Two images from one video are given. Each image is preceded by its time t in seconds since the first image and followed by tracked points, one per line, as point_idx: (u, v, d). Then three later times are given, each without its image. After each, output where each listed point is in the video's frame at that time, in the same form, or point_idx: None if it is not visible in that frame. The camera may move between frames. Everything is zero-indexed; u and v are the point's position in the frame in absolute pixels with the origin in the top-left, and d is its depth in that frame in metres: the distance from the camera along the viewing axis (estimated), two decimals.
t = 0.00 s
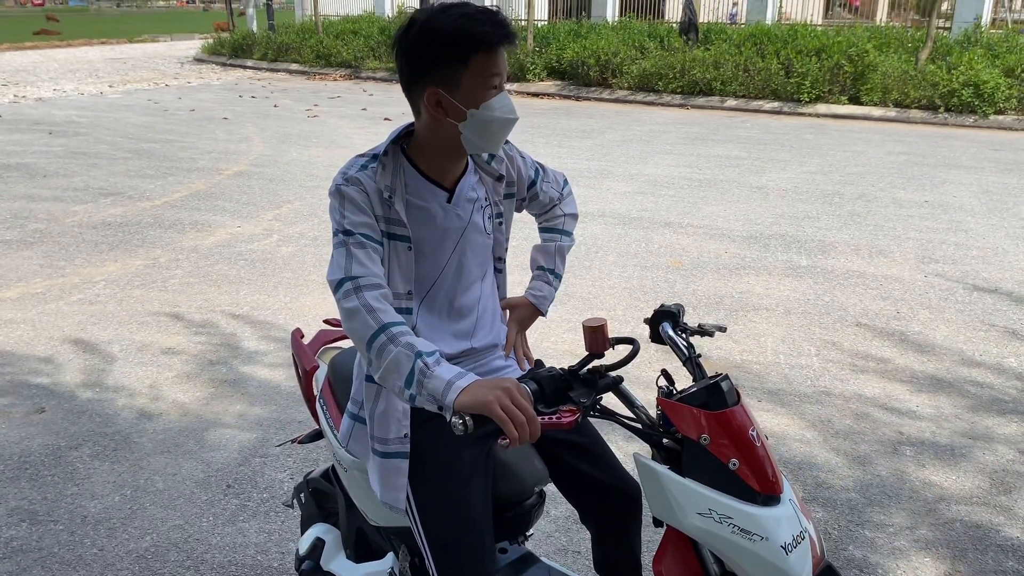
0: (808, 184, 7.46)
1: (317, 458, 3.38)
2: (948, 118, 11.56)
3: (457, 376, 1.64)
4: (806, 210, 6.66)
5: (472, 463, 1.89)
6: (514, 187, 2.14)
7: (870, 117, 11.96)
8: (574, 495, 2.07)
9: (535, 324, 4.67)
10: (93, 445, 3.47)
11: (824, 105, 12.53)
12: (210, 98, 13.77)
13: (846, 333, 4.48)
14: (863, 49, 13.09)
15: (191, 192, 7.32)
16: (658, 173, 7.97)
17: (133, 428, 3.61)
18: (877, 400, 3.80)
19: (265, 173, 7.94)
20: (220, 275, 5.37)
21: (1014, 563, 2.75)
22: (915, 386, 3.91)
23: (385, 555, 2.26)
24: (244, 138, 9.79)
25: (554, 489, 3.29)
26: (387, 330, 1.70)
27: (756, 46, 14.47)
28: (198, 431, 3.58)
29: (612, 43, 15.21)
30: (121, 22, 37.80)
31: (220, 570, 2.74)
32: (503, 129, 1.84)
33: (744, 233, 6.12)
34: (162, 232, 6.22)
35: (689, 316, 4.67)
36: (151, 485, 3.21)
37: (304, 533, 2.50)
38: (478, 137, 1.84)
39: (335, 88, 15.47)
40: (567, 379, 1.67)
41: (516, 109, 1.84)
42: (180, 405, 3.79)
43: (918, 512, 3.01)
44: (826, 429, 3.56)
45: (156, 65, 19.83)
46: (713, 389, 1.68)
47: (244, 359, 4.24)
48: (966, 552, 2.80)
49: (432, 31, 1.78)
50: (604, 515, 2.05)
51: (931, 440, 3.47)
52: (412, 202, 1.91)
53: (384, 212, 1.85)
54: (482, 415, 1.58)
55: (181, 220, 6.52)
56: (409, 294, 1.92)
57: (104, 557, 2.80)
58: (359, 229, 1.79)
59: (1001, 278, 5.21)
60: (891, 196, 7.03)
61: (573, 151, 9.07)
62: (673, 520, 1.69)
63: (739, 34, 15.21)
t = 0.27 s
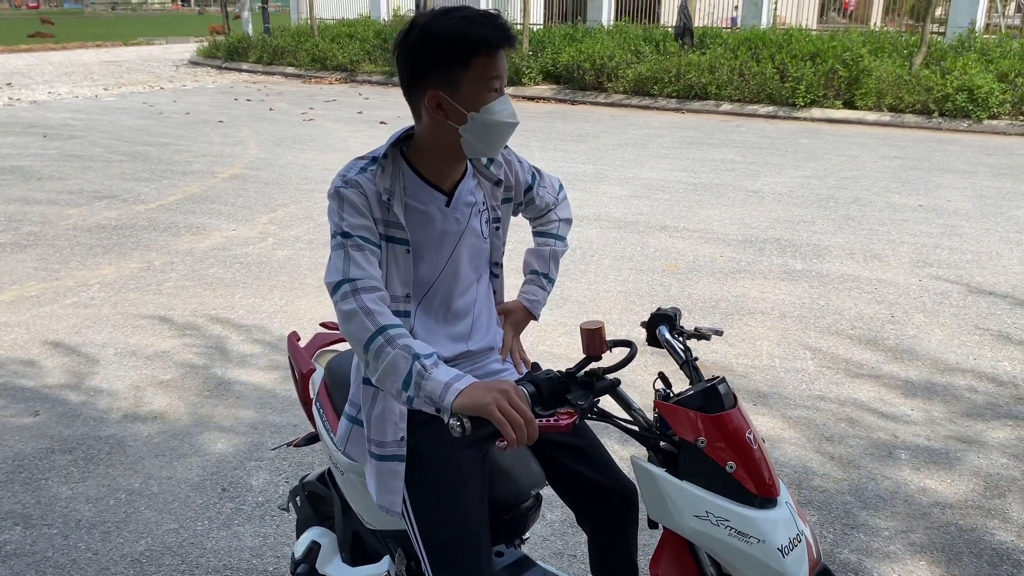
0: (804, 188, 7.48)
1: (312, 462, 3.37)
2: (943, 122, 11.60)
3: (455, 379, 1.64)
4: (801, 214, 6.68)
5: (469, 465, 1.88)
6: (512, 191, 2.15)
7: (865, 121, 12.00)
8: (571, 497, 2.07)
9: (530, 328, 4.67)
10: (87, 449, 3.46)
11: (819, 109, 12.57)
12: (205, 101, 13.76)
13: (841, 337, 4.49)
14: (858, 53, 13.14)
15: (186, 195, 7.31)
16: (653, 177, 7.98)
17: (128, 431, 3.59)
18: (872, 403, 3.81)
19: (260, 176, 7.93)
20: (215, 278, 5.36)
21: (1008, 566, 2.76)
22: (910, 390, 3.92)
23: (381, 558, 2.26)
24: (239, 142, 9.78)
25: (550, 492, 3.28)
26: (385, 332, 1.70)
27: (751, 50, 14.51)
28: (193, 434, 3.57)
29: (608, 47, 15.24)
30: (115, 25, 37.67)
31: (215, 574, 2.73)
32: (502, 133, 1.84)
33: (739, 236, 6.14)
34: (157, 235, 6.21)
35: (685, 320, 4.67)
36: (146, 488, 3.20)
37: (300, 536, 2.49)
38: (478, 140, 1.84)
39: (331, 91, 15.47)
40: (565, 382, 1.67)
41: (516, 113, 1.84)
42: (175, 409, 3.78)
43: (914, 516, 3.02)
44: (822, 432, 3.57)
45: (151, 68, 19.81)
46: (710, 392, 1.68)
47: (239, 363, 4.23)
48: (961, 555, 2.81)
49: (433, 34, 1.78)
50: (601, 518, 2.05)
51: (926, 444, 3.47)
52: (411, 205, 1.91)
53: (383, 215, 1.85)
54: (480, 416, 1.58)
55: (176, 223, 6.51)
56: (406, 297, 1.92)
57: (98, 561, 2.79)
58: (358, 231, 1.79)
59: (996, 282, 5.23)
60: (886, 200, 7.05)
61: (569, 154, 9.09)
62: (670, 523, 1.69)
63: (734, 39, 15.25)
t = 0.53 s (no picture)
0: (797, 192, 7.50)
1: (306, 465, 3.37)
2: (935, 127, 11.65)
3: (449, 382, 1.64)
4: (794, 217, 6.70)
5: (463, 468, 1.88)
6: (507, 195, 2.15)
7: (857, 125, 12.05)
8: (565, 499, 2.07)
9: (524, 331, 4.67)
10: (80, 452, 3.44)
11: (813, 113, 12.61)
12: (199, 104, 13.73)
13: (834, 340, 4.50)
14: (851, 58, 13.19)
15: (180, 198, 7.29)
16: (647, 181, 8.00)
17: (120, 435, 3.58)
18: (865, 406, 3.82)
19: (254, 179, 7.92)
20: (208, 281, 5.35)
21: (1000, 568, 2.77)
22: (902, 393, 3.94)
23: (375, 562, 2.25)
24: (233, 145, 9.77)
25: (544, 496, 3.28)
26: (380, 335, 1.70)
27: (744, 54, 14.56)
28: (186, 438, 3.56)
29: (602, 51, 15.28)
30: (109, 28, 37.56)
31: None
32: (500, 138, 1.85)
33: (733, 240, 6.15)
34: (150, 238, 6.19)
35: (678, 323, 4.68)
36: (138, 492, 3.19)
37: (293, 540, 2.48)
38: (475, 146, 1.84)
39: (325, 94, 15.46)
40: (559, 385, 1.67)
41: (513, 119, 1.85)
42: (168, 412, 3.77)
43: (907, 518, 3.03)
44: (815, 435, 3.58)
45: (145, 70, 19.77)
46: (703, 395, 1.69)
47: (232, 366, 4.22)
48: (954, 558, 2.82)
49: (432, 38, 1.78)
50: (594, 520, 2.05)
51: (919, 447, 3.49)
52: (406, 208, 1.91)
53: (378, 219, 1.85)
54: (474, 419, 1.58)
55: (169, 226, 6.49)
56: (401, 301, 1.92)
57: (90, 565, 2.78)
58: (353, 234, 1.79)
59: (988, 286, 5.25)
60: (878, 204, 7.08)
61: (563, 158, 9.10)
62: (665, 526, 1.69)
63: (728, 43, 15.30)
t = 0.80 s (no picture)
0: (788, 195, 7.53)
1: (296, 468, 3.36)
2: (926, 130, 11.71)
3: (437, 385, 1.64)
4: (785, 220, 6.72)
5: (452, 472, 1.89)
6: (498, 198, 2.15)
7: (849, 129, 12.10)
8: (554, 503, 2.08)
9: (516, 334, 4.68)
10: (69, 455, 3.43)
11: (805, 117, 12.65)
12: (191, 106, 13.71)
13: (824, 343, 4.52)
14: (842, 62, 13.24)
15: (172, 200, 7.28)
16: (639, 184, 8.02)
17: (111, 438, 3.57)
18: (855, 408, 3.84)
19: (246, 181, 7.91)
20: (200, 283, 5.34)
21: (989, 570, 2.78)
22: (892, 396, 3.95)
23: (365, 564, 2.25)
24: (225, 147, 9.76)
25: (535, 498, 3.29)
26: (368, 338, 1.70)
27: (736, 58, 14.62)
28: (176, 441, 3.55)
29: (595, 55, 15.31)
30: (102, 30, 37.41)
31: None
32: (493, 143, 1.85)
33: (724, 243, 6.17)
34: (141, 240, 6.18)
35: (670, 326, 4.69)
36: (128, 495, 3.18)
37: (283, 544, 2.48)
38: (468, 150, 1.85)
39: (318, 97, 15.45)
40: (547, 388, 1.67)
41: (505, 124, 1.85)
42: (159, 415, 3.76)
43: (896, 521, 3.04)
44: (806, 437, 3.59)
45: (137, 73, 19.73)
46: (692, 398, 1.69)
47: (224, 369, 4.21)
48: (943, 560, 2.83)
49: (427, 43, 1.79)
50: (584, 524, 2.05)
51: (908, 449, 3.50)
52: (397, 211, 1.91)
53: (368, 222, 1.85)
54: (462, 423, 1.58)
55: (161, 228, 6.48)
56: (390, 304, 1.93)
57: (80, 568, 2.77)
58: (343, 237, 1.79)
59: (977, 289, 5.28)
60: (869, 207, 7.11)
61: (556, 161, 9.11)
62: (653, 529, 1.69)
63: (720, 47, 15.35)
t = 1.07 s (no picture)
0: (779, 198, 7.55)
1: (287, 471, 3.35)
2: (916, 133, 11.75)
3: (426, 389, 1.64)
4: (776, 223, 6.74)
5: (442, 476, 1.89)
6: (489, 201, 2.15)
7: (839, 132, 12.15)
8: (545, 505, 2.08)
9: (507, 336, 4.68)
10: (58, 459, 3.41)
11: (795, 120, 12.69)
12: (183, 109, 13.67)
13: (815, 345, 4.53)
14: (833, 65, 13.29)
15: (163, 203, 7.26)
16: (631, 186, 8.03)
17: (100, 441, 3.55)
18: (845, 411, 3.85)
19: (237, 184, 7.89)
20: (190, 286, 5.33)
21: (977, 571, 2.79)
22: (882, 397, 3.97)
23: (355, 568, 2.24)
24: (217, 149, 9.73)
25: (526, 500, 3.29)
26: (357, 342, 1.70)
27: (727, 61, 14.66)
28: (166, 444, 3.54)
29: (586, 58, 15.34)
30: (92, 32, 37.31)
31: None
32: (483, 146, 1.85)
33: (715, 246, 6.18)
34: (132, 243, 6.16)
35: (661, 328, 4.70)
36: (118, 499, 3.17)
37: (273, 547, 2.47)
38: (458, 153, 1.85)
39: (309, 100, 15.43)
40: (537, 391, 1.67)
41: (496, 127, 1.86)
42: (149, 419, 3.74)
43: (886, 522, 3.05)
44: (796, 439, 3.60)
45: (128, 75, 19.67)
46: (681, 400, 1.70)
47: (214, 372, 4.20)
48: (932, 561, 2.84)
49: (418, 46, 1.79)
50: (574, 526, 2.05)
51: (898, 451, 3.51)
52: (386, 214, 1.91)
53: (357, 225, 1.85)
54: (451, 426, 1.58)
55: (152, 231, 6.46)
56: (381, 307, 1.93)
57: (69, 573, 2.76)
58: (331, 241, 1.79)
59: (966, 291, 5.31)
60: (860, 210, 7.14)
61: (547, 164, 9.12)
62: (643, 531, 1.70)
63: (712, 50, 15.40)
